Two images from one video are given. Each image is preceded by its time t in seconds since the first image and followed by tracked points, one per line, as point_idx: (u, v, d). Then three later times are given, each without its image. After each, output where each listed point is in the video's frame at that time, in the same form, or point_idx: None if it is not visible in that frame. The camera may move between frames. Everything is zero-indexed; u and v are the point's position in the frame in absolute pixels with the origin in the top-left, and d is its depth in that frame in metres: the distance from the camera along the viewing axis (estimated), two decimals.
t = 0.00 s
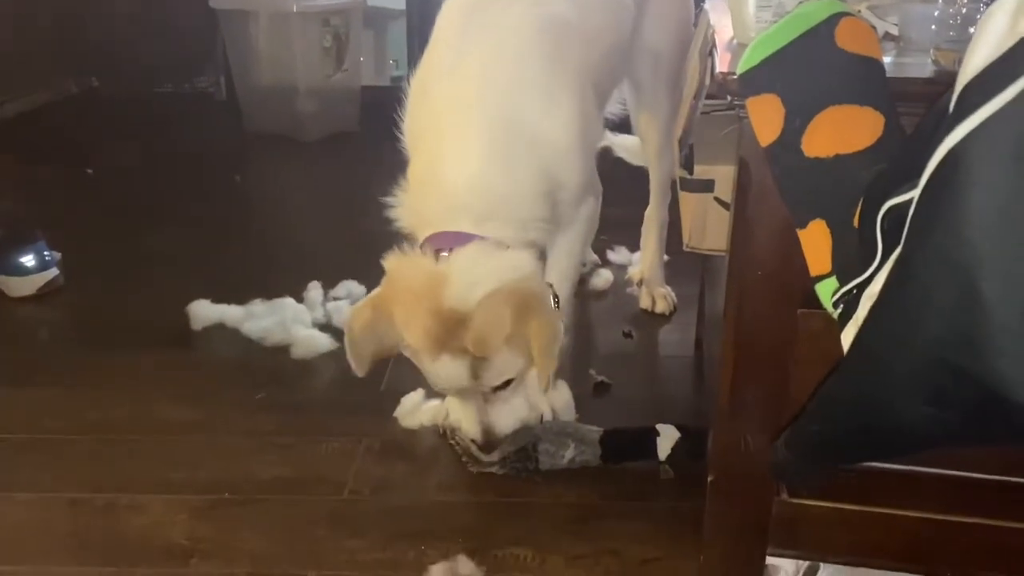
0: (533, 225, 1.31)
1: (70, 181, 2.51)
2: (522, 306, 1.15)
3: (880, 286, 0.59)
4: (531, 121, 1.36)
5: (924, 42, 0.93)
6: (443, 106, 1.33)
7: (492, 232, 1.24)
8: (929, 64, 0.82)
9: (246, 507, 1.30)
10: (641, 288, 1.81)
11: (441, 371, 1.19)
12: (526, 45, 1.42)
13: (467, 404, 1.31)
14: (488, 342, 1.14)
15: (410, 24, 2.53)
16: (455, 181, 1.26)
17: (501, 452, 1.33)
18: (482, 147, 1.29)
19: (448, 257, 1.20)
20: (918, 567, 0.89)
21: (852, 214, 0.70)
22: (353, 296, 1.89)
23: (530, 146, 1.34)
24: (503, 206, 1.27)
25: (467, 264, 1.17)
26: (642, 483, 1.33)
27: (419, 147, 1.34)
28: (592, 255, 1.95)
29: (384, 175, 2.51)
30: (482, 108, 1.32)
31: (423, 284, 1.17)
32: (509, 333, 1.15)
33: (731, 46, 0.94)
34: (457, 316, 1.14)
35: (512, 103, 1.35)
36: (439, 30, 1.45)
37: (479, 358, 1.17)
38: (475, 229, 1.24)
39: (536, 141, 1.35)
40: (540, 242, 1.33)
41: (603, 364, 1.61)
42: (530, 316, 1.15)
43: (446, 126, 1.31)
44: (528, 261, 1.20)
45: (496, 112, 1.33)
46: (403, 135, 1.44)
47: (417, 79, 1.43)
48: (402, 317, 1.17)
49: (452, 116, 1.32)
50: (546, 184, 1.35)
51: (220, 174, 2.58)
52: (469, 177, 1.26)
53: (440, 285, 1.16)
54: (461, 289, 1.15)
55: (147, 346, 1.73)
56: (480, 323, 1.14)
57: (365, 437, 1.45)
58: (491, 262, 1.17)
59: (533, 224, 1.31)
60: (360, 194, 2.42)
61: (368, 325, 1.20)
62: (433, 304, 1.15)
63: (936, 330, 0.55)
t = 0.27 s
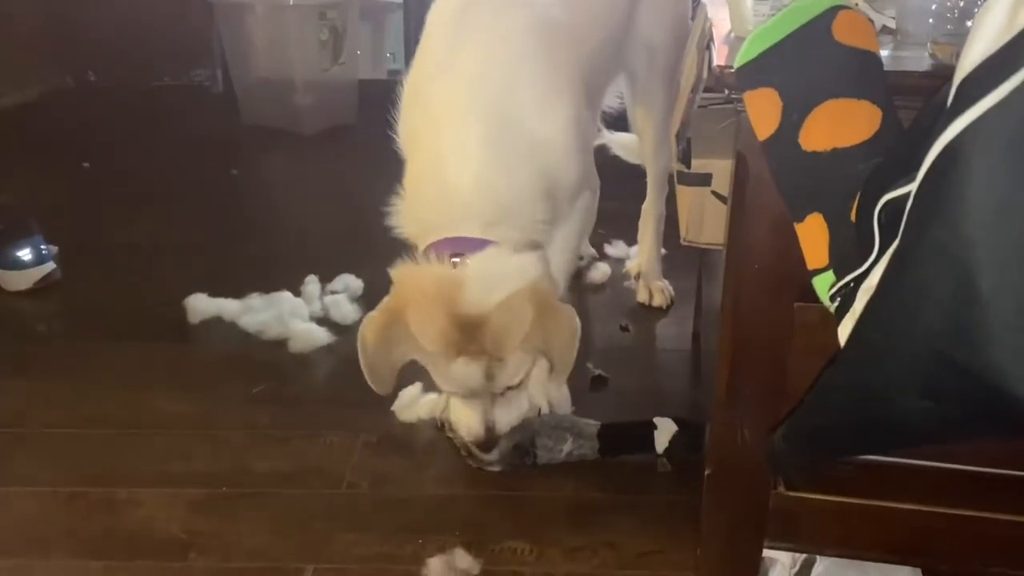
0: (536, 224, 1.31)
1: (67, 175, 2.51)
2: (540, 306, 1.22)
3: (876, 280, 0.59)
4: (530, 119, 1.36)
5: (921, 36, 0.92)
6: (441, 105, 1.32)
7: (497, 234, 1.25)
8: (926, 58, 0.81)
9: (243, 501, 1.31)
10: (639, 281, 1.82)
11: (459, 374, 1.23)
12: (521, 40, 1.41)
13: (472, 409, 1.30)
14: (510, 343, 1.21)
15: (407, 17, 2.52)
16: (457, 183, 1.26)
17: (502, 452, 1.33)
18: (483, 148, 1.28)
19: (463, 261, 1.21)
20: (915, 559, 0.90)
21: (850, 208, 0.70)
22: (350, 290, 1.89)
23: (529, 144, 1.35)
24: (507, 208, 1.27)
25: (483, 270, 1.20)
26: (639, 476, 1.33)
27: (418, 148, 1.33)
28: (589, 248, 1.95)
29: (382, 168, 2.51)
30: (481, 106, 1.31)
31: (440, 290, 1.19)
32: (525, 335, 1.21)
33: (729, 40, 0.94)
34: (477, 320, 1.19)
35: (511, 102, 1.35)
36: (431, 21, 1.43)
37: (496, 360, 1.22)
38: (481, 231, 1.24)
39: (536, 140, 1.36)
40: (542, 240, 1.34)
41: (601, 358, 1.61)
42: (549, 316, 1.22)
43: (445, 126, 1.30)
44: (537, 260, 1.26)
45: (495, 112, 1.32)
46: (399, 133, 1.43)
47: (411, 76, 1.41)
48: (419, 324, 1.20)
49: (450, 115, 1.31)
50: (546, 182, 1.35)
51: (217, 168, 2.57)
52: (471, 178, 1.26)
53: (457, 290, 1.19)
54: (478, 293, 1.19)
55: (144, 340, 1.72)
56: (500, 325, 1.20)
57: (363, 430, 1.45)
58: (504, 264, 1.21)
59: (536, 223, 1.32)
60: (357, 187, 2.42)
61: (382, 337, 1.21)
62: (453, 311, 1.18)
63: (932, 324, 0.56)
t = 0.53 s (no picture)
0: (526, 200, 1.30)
1: (63, 169, 2.51)
2: (517, 286, 1.17)
3: (874, 275, 0.59)
4: (522, 98, 1.35)
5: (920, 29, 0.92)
6: (435, 79, 1.30)
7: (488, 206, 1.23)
8: (924, 51, 0.81)
9: (240, 495, 1.30)
10: (637, 276, 1.81)
11: (435, 346, 1.22)
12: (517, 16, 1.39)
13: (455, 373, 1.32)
14: (483, 324, 1.16)
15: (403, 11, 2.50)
16: (450, 158, 1.24)
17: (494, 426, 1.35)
18: (476, 125, 1.27)
19: (444, 232, 1.18)
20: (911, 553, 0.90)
21: (847, 205, 0.69)
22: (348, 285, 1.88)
23: (521, 123, 1.33)
24: (499, 186, 1.26)
25: (461, 243, 1.17)
26: (636, 470, 1.33)
27: (409, 120, 1.31)
28: (586, 243, 1.95)
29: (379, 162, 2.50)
30: (475, 83, 1.30)
31: (414, 260, 1.16)
32: (500, 315, 1.17)
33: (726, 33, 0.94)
34: (450, 297, 1.16)
35: (505, 80, 1.34)
36: None
37: (472, 339, 1.19)
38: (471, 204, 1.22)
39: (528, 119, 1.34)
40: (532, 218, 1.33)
41: (598, 352, 1.61)
42: (524, 298, 1.17)
43: (438, 101, 1.28)
44: (521, 237, 1.21)
45: (489, 89, 1.31)
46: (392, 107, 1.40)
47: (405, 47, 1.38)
48: (393, 291, 1.18)
49: (444, 90, 1.29)
50: (536, 161, 1.34)
51: (214, 162, 2.57)
52: (464, 155, 1.25)
53: (433, 262, 1.16)
54: (453, 269, 1.16)
55: (141, 334, 1.72)
56: (473, 305, 1.16)
57: (360, 425, 1.45)
58: (484, 240, 1.18)
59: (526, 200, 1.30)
60: (354, 181, 2.41)
61: (355, 299, 1.20)
62: (427, 284, 1.16)
63: (929, 316, 0.55)
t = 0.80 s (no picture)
0: (521, 190, 1.29)
1: (60, 166, 2.51)
2: (510, 271, 1.16)
3: (872, 271, 0.59)
4: (517, 89, 1.34)
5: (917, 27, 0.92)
6: (428, 70, 1.30)
7: (483, 197, 1.23)
8: (922, 48, 0.81)
9: (237, 493, 1.30)
10: (634, 273, 1.81)
11: (426, 335, 1.19)
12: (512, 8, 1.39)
13: (447, 367, 1.39)
14: (475, 305, 1.16)
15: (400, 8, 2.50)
16: (442, 150, 1.24)
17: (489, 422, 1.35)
18: (470, 116, 1.27)
19: (436, 213, 1.19)
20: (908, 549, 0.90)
21: (845, 201, 0.69)
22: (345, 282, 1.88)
23: (516, 114, 1.33)
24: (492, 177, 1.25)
25: (452, 223, 1.18)
26: (633, 467, 1.33)
27: (404, 110, 1.31)
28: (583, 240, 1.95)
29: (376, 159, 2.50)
30: (470, 75, 1.30)
31: (408, 239, 1.17)
32: (493, 299, 1.16)
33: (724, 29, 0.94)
34: (444, 277, 1.16)
35: (500, 71, 1.33)
36: None
37: (464, 324, 1.18)
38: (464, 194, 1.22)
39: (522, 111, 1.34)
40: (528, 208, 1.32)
41: (595, 349, 1.61)
42: (517, 283, 1.16)
43: (431, 91, 1.28)
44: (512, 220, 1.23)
45: (484, 81, 1.30)
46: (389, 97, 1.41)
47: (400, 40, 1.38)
48: (385, 270, 1.18)
49: (436, 81, 1.29)
50: (532, 152, 1.34)
51: (210, 159, 2.57)
52: (456, 144, 1.24)
53: (427, 242, 1.17)
54: (447, 248, 1.17)
55: (137, 331, 1.72)
56: (466, 286, 1.16)
57: (357, 422, 1.45)
58: (478, 223, 1.19)
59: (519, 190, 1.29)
60: (351, 178, 2.41)
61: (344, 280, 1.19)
62: (421, 262, 1.16)
63: (928, 311, 0.55)
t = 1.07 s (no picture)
0: (514, 187, 1.29)
1: (57, 164, 2.50)
2: (506, 271, 1.15)
3: (868, 271, 0.59)
4: (508, 91, 1.35)
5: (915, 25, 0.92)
6: (422, 72, 1.30)
7: (473, 196, 1.22)
8: (920, 47, 0.81)
9: (233, 491, 1.30)
10: (631, 272, 1.81)
11: (428, 341, 1.21)
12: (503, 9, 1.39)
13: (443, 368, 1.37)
14: (475, 311, 1.16)
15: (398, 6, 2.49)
16: (433, 147, 1.24)
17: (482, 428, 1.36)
18: (460, 117, 1.27)
19: (427, 224, 1.19)
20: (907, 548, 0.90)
21: (843, 197, 0.69)
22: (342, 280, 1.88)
23: (507, 113, 1.33)
24: (484, 173, 1.25)
25: (444, 234, 1.18)
26: (630, 466, 1.33)
27: (395, 112, 1.31)
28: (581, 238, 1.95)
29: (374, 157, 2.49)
30: (461, 77, 1.30)
31: (401, 255, 1.17)
32: (492, 301, 1.16)
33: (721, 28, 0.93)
34: (440, 288, 1.16)
35: (490, 73, 1.33)
36: None
37: (466, 329, 1.19)
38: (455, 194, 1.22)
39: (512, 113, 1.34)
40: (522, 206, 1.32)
41: (592, 348, 1.61)
42: (514, 283, 1.15)
43: (424, 94, 1.29)
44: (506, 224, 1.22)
45: (475, 82, 1.30)
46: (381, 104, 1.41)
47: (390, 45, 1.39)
48: (382, 287, 1.18)
49: (426, 84, 1.29)
50: (524, 151, 1.34)
51: (207, 157, 2.56)
52: (448, 143, 1.24)
53: (419, 255, 1.17)
54: (440, 260, 1.17)
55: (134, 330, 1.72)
56: (464, 291, 1.16)
57: (355, 421, 1.45)
58: (469, 229, 1.18)
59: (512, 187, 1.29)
60: (348, 176, 2.40)
61: (343, 299, 1.18)
62: (415, 276, 1.16)
63: (924, 312, 0.55)
